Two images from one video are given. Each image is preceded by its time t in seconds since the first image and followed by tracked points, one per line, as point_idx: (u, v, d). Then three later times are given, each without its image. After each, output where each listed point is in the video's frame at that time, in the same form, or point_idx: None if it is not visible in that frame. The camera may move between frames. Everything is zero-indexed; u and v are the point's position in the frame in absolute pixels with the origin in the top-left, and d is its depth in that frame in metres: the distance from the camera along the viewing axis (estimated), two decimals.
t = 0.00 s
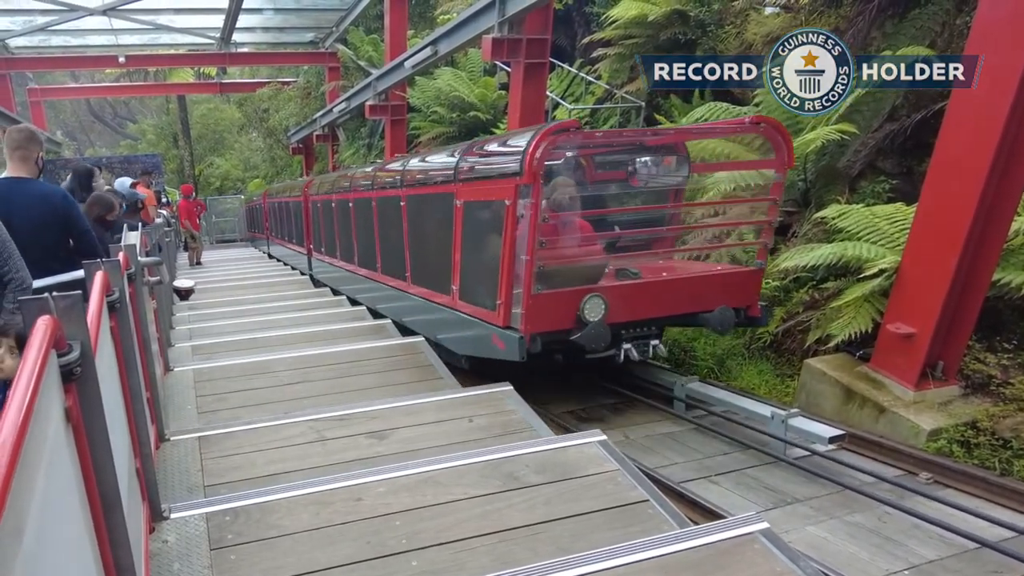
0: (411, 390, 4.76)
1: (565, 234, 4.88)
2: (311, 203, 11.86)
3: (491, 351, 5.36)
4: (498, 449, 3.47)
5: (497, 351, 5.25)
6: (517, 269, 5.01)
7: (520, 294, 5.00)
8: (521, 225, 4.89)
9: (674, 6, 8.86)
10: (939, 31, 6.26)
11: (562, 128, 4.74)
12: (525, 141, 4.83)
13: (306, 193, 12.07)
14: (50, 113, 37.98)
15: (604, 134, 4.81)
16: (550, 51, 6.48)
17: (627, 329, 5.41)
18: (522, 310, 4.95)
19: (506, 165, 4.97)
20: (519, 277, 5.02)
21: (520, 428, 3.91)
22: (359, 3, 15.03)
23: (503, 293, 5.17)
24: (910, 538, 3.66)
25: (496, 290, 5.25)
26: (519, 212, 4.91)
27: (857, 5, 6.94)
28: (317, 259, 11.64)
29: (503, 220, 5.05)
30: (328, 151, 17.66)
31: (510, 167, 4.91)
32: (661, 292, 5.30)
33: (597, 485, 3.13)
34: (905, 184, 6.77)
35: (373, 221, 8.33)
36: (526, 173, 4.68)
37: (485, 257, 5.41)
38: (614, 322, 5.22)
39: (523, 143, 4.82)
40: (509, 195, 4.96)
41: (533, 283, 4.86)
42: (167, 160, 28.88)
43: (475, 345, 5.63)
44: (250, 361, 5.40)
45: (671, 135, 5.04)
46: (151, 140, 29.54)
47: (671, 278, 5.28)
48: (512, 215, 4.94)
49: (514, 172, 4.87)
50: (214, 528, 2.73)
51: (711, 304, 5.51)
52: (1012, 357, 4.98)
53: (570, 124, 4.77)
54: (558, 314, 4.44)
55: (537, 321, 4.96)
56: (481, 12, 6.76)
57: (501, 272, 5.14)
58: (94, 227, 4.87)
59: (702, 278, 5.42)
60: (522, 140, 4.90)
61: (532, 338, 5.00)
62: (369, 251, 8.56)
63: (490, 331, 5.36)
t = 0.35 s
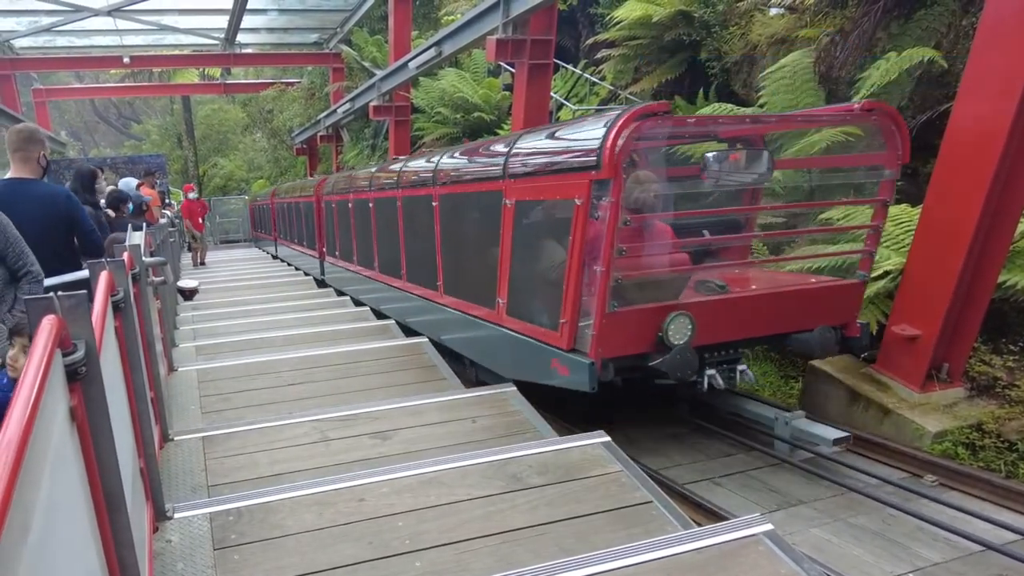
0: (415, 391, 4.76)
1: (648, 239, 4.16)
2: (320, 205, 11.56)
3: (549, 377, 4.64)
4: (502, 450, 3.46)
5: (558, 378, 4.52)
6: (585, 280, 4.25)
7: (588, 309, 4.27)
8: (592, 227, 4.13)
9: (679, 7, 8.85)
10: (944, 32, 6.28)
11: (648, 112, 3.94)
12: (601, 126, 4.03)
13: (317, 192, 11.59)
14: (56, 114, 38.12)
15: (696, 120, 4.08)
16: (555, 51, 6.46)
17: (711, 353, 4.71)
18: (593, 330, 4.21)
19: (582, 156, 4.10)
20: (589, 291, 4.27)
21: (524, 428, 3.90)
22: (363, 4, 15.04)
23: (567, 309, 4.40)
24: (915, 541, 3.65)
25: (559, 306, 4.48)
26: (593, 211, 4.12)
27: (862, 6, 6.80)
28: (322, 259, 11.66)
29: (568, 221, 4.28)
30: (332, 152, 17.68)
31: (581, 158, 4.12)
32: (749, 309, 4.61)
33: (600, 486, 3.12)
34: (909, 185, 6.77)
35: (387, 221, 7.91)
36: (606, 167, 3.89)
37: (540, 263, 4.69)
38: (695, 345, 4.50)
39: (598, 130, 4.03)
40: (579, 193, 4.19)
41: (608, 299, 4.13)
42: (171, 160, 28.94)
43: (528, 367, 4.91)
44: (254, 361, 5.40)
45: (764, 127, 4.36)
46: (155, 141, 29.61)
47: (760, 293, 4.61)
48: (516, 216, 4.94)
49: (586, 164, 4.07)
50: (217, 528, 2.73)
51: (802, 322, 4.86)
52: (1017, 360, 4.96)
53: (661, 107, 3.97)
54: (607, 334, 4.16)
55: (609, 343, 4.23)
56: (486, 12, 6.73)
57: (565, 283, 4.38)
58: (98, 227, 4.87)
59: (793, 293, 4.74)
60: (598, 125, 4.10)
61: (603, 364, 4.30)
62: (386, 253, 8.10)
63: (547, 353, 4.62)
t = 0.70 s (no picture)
0: (417, 391, 4.75)
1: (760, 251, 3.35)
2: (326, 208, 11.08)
3: (631, 413, 3.85)
4: (504, 451, 3.46)
5: (644, 416, 3.73)
6: (684, 297, 3.45)
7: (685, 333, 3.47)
8: (695, 232, 3.33)
9: (681, 7, 8.85)
10: (947, 33, 6.27)
11: (772, 90, 3.13)
12: (711, 109, 3.23)
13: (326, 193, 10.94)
14: (57, 114, 38.18)
15: (831, 102, 3.19)
16: (557, 52, 6.47)
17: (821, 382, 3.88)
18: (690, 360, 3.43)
19: (625, 155, 3.73)
20: (685, 312, 3.47)
21: (526, 429, 3.90)
22: (366, 5, 15.06)
23: (655, 333, 3.60)
24: (918, 543, 3.64)
25: (644, 329, 3.67)
26: (694, 215, 3.33)
27: (865, 7, 6.80)
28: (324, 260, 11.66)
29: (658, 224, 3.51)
30: (334, 153, 17.70)
31: (683, 147, 3.32)
32: (869, 334, 3.79)
33: (603, 488, 3.11)
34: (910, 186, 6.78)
35: (404, 224, 7.37)
36: (720, 159, 3.12)
37: (614, 279, 3.93)
38: (807, 377, 3.70)
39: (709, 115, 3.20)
40: (678, 191, 3.38)
41: (714, 324, 3.33)
42: (173, 161, 28.95)
43: (599, 399, 4.12)
44: (257, 361, 5.40)
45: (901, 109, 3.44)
46: (157, 142, 29.62)
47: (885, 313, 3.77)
48: (519, 217, 4.93)
49: (694, 156, 3.26)
50: (220, 528, 2.72)
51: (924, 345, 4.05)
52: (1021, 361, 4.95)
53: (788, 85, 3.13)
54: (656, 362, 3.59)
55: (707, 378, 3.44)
56: (489, 13, 6.74)
57: (651, 303, 3.59)
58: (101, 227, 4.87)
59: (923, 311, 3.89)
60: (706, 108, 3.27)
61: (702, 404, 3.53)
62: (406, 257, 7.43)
63: (627, 383, 3.82)
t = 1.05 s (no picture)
0: (420, 392, 4.76)
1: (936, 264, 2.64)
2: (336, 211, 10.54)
3: (752, 467, 3.10)
4: (507, 451, 3.45)
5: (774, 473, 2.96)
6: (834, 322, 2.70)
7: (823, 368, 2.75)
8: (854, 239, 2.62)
9: (684, 7, 8.84)
10: (951, 33, 6.25)
11: (971, 55, 2.47)
12: (884, 84, 2.55)
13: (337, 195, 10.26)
14: (60, 115, 38.26)
15: None
16: (560, 53, 6.48)
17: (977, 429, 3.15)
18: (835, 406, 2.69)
19: (623, 154, 3.74)
20: (836, 340, 2.72)
21: (530, 430, 3.90)
22: (368, 6, 15.10)
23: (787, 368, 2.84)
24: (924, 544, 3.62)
25: (771, 362, 2.92)
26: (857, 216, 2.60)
27: (868, 7, 6.81)
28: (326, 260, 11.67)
29: (792, 230, 2.78)
30: (336, 154, 17.73)
31: (845, 133, 2.60)
32: None
33: (607, 488, 3.11)
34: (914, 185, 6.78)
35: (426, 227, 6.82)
36: (909, 146, 2.41)
37: (687, 294, 3.36)
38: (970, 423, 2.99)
39: (890, 94, 2.50)
40: (832, 184, 2.65)
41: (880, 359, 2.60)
42: (175, 161, 28.98)
43: (702, 446, 3.37)
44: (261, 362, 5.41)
45: None
46: (160, 142, 29.68)
47: None
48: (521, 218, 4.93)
49: (798, 148, 2.76)
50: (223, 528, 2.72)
51: None
52: None
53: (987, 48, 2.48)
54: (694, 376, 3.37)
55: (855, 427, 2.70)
56: (491, 14, 6.75)
57: (754, 323, 2.98)
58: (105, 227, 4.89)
59: None
60: (881, 80, 2.57)
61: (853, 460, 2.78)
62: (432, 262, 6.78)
63: (748, 429, 3.05)
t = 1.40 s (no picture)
0: (423, 393, 4.76)
1: None
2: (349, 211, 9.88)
3: (850, 512, 2.70)
4: (510, 453, 3.45)
5: (880, 517, 2.57)
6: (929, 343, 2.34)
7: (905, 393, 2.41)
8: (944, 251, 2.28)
9: (688, 8, 8.83)
10: (956, 35, 6.20)
11: None
12: (889, 85, 2.51)
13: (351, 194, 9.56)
14: (65, 115, 38.37)
15: None
16: (563, 54, 6.48)
17: None
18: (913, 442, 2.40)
19: (626, 155, 3.74)
20: None
21: (532, 431, 3.89)
22: (371, 7, 15.12)
23: (1002, 430, 2.14)
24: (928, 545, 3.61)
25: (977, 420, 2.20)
26: None
27: (873, 9, 6.80)
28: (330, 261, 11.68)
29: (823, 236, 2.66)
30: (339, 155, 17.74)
31: (890, 136, 2.40)
32: None
33: (610, 490, 3.10)
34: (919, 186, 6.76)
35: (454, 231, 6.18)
36: None
37: (712, 303, 3.23)
38: None
39: (912, 97, 2.40)
40: None
41: None
42: (179, 161, 29.03)
43: (782, 488, 2.98)
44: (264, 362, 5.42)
45: None
46: (164, 143, 29.74)
47: None
48: (524, 218, 4.93)
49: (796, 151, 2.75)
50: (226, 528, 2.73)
51: None
52: None
53: None
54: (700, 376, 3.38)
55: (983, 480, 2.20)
56: (495, 15, 6.74)
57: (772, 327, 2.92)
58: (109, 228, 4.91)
59: None
60: (886, 82, 2.52)
61: None
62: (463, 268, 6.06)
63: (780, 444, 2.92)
